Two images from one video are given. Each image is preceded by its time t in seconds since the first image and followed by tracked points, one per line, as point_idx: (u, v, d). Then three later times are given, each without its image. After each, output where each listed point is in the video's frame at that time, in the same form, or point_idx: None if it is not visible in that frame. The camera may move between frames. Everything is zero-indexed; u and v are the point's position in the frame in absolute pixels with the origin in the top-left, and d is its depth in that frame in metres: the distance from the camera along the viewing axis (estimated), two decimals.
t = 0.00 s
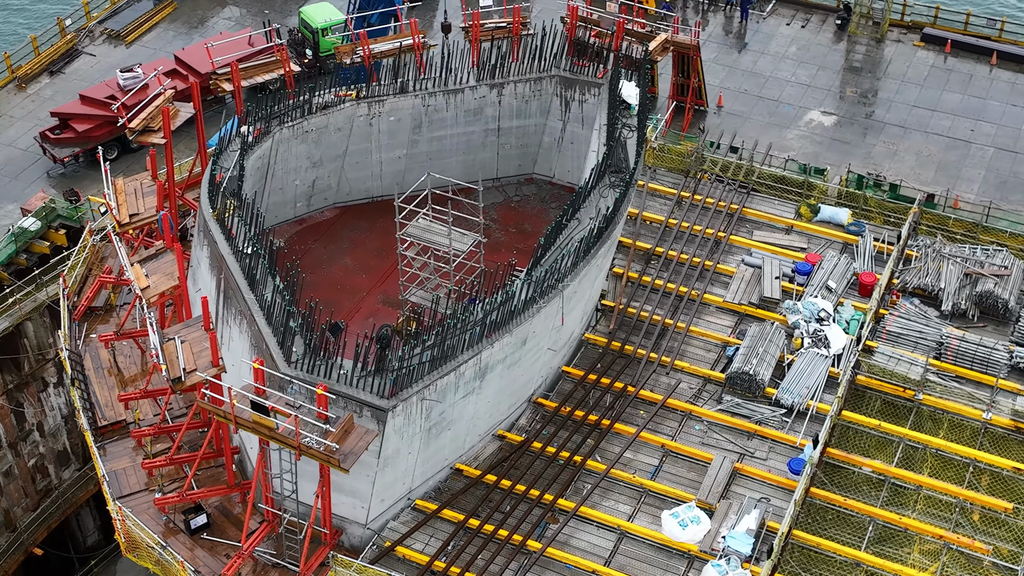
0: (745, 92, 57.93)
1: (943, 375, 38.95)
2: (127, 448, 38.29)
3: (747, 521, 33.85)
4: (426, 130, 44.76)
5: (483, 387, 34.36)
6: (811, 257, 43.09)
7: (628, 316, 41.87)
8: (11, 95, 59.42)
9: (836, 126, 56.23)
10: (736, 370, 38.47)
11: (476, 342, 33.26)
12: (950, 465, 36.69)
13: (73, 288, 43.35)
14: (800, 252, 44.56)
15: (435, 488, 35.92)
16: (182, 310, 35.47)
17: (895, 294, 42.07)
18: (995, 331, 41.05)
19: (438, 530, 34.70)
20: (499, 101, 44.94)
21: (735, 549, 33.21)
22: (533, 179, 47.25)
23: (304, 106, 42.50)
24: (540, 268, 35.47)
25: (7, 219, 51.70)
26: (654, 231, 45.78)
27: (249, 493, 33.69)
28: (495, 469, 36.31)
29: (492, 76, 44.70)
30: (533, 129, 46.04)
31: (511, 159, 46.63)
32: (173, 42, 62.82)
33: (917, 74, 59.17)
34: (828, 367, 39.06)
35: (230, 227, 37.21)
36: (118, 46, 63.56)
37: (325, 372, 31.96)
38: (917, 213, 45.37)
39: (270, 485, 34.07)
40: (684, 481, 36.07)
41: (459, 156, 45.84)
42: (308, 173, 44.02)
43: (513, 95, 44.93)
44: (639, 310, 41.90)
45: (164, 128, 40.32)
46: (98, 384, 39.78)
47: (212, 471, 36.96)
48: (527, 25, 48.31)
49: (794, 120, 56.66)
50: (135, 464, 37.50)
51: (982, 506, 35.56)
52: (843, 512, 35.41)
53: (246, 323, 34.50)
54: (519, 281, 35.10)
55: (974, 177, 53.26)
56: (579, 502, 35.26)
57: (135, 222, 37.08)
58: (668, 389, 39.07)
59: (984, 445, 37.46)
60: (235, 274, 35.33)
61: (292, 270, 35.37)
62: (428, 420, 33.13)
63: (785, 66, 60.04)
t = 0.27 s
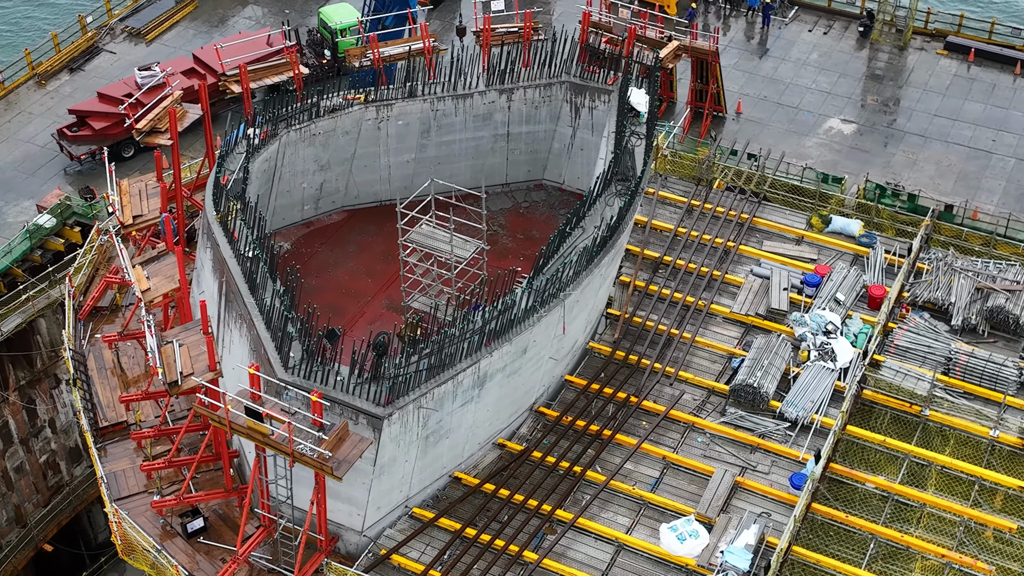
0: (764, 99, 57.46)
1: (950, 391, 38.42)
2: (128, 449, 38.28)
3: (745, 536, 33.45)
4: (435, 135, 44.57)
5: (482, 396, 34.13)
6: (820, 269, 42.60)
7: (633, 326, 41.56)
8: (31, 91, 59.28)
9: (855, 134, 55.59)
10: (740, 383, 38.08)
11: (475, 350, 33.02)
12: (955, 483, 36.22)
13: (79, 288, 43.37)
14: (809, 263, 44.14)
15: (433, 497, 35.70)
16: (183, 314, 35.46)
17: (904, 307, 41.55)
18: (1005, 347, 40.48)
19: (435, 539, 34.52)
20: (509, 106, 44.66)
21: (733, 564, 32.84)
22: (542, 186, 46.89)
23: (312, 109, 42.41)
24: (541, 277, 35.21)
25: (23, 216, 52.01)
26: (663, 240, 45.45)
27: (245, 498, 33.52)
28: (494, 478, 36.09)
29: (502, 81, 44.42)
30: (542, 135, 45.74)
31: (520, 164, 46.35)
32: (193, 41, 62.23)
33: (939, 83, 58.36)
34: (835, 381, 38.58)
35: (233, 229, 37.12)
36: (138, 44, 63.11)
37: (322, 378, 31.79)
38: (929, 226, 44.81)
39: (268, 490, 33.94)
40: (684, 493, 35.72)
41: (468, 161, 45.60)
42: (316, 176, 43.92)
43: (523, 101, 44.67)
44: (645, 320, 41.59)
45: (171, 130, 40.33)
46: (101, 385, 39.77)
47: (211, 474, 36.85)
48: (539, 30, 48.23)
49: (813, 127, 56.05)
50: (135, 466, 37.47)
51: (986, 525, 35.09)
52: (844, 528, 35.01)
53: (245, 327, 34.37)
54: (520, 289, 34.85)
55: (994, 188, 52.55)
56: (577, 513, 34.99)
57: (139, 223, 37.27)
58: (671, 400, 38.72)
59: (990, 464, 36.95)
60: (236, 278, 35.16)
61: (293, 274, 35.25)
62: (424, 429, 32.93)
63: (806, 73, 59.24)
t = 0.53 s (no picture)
0: (783, 106, 56.87)
1: (957, 408, 37.87)
2: (128, 451, 38.23)
3: (744, 551, 33.13)
4: (443, 139, 44.37)
5: (480, 405, 33.89)
6: (829, 280, 42.14)
7: (638, 335, 41.20)
8: (50, 88, 59.36)
9: (875, 143, 54.96)
10: (743, 395, 37.65)
11: (472, 359, 32.77)
12: (959, 501, 35.70)
13: (84, 288, 43.31)
14: (818, 275, 43.69)
15: (430, 505, 35.50)
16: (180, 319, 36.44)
17: (913, 321, 41.07)
18: (1014, 363, 39.99)
19: (431, 547, 34.32)
20: (517, 112, 44.41)
21: None
22: (551, 192, 46.57)
23: (318, 112, 42.31)
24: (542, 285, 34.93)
25: (38, 213, 52.21)
26: (670, 248, 45.09)
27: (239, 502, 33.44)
28: (492, 487, 35.84)
29: (511, 86, 44.18)
30: (551, 141, 45.46)
31: (529, 170, 46.07)
32: (212, 40, 61.98)
33: (961, 92, 57.58)
34: (840, 395, 38.13)
35: (235, 232, 37.04)
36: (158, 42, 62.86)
37: (317, 385, 31.60)
38: (941, 239, 44.22)
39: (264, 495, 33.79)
40: (684, 506, 35.38)
41: (476, 166, 45.38)
42: (323, 179, 43.82)
43: (532, 106, 44.40)
44: (650, 329, 41.23)
45: (176, 131, 40.30)
46: (102, 386, 39.71)
47: (209, 477, 36.71)
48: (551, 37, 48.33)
49: (832, 135, 55.45)
50: (133, 468, 37.40)
51: (990, 545, 34.59)
52: (844, 545, 34.60)
53: (243, 331, 34.24)
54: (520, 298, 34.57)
55: (1014, 200, 51.84)
56: (575, 524, 34.70)
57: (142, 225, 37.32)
58: (674, 411, 38.36)
59: (996, 482, 36.40)
60: (235, 281, 35.05)
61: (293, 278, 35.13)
62: (421, 437, 32.71)
63: (826, 80, 58.57)
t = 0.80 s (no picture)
0: (801, 113, 56.26)
1: (962, 424, 37.37)
2: (127, 453, 38.14)
3: (739, 566, 32.90)
4: (450, 144, 44.17)
5: (477, 414, 33.65)
6: (836, 293, 41.70)
7: (642, 345, 40.82)
8: (67, 85, 59.42)
9: (893, 152, 54.36)
10: (745, 408, 37.25)
11: (469, 368, 32.53)
12: (962, 519, 35.25)
13: (89, 288, 43.26)
14: (826, 286, 43.27)
15: (426, 513, 35.26)
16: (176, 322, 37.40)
17: (920, 335, 40.57)
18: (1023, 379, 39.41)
19: (426, 556, 34.07)
20: (525, 118, 44.14)
21: None
22: (559, 199, 46.27)
23: (324, 115, 42.21)
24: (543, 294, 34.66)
25: (52, 210, 52.30)
26: (678, 257, 44.74)
27: (232, 507, 33.33)
28: (489, 496, 35.57)
29: (519, 92, 43.89)
30: (560, 147, 45.16)
31: (537, 177, 45.79)
32: (230, 39, 61.82)
33: (983, 101, 56.87)
34: (844, 409, 37.70)
35: (237, 235, 36.94)
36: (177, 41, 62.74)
37: (312, 391, 31.43)
38: (952, 251, 43.61)
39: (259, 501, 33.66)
40: (682, 520, 35.03)
41: (484, 171, 45.16)
42: (329, 183, 43.72)
43: (539, 112, 44.11)
44: (653, 339, 40.85)
45: (182, 133, 40.26)
46: (103, 387, 39.64)
47: (206, 481, 36.61)
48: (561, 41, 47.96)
49: (849, 143, 54.88)
50: (131, 471, 37.32)
51: (992, 565, 34.12)
52: (844, 562, 34.22)
53: (241, 335, 34.11)
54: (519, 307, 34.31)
55: None
56: (571, 536, 34.41)
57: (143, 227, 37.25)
58: (676, 422, 37.99)
59: (1000, 501, 35.91)
60: (235, 284, 34.94)
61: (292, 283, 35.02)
62: (416, 445, 32.49)
63: (846, 87, 57.92)
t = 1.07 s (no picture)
0: (816, 120, 55.79)
1: (965, 440, 36.89)
2: (123, 455, 38.05)
3: None
4: (455, 149, 43.98)
5: (472, 423, 33.42)
6: (841, 305, 41.28)
7: (643, 354, 40.50)
8: (82, 83, 59.47)
9: (909, 160, 53.85)
10: (744, 420, 36.90)
11: (464, 377, 32.31)
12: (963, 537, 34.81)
13: (91, 289, 43.22)
14: (832, 298, 42.85)
15: (420, 522, 35.06)
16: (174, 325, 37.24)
17: (925, 349, 40.08)
18: None
19: (418, 565, 33.88)
20: (530, 124, 43.89)
21: None
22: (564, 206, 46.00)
23: (328, 119, 42.13)
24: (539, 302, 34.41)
25: (63, 209, 52.43)
26: (682, 266, 44.44)
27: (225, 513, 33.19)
28: (484, 505, 35.35)
29: (524, 98, 43.68)
30: (565, 154, 44.87)
31: (543, 183, 45.54)
32: (246, 38, 61.73)
33: (1001, 110, 56.27)
34: (845, 423, 37.28)
35: (236, 239, 36.86)
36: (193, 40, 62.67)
37: (304, 398, 31.27)
38: (960, 264, 43.02)
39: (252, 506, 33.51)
40: (678, 533, 34.74)
41: (489, 177, 44.95)
42: (332, 187, 43.63)
43: (545, 119, 43.85)
44: (655, 348, 40.50)
45: (184, 135, 40.21)
46: (102, 389, 39.58)
47: (202, 485, 36.48)
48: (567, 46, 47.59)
49: (865, 151, 54.40)
50: (127, 474, 37.23)
51: None
52: None
53: (236, 340, 34.01)
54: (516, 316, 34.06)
55: None
56: (565, 547, 34.16)
57: (143, 229, 37.15)
58: (675, 434, 37.66)
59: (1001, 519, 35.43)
60: (232, 289, 34.88)
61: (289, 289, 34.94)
62: (409, 453, 32.29)
63: (862, 95, 57.40)
